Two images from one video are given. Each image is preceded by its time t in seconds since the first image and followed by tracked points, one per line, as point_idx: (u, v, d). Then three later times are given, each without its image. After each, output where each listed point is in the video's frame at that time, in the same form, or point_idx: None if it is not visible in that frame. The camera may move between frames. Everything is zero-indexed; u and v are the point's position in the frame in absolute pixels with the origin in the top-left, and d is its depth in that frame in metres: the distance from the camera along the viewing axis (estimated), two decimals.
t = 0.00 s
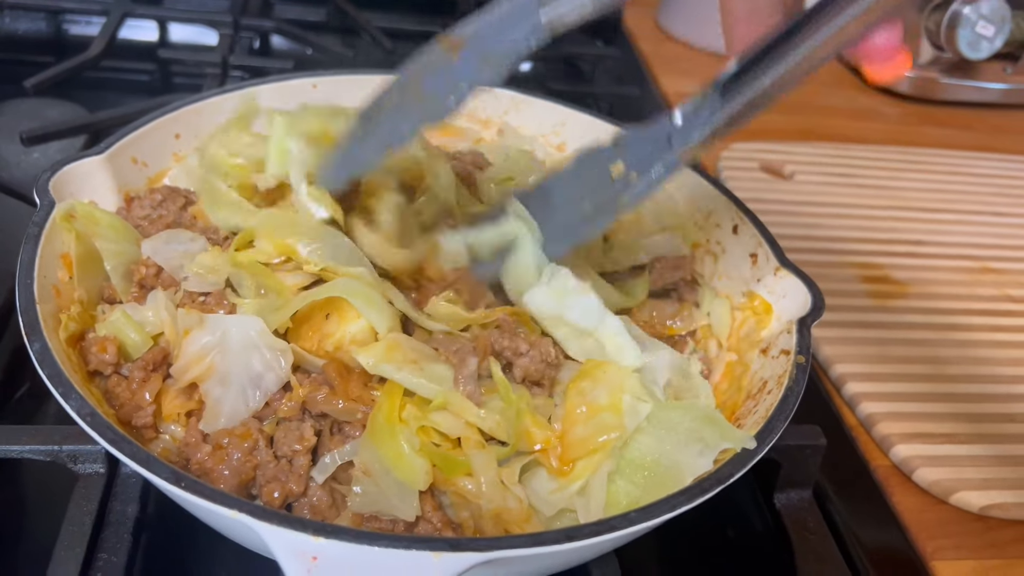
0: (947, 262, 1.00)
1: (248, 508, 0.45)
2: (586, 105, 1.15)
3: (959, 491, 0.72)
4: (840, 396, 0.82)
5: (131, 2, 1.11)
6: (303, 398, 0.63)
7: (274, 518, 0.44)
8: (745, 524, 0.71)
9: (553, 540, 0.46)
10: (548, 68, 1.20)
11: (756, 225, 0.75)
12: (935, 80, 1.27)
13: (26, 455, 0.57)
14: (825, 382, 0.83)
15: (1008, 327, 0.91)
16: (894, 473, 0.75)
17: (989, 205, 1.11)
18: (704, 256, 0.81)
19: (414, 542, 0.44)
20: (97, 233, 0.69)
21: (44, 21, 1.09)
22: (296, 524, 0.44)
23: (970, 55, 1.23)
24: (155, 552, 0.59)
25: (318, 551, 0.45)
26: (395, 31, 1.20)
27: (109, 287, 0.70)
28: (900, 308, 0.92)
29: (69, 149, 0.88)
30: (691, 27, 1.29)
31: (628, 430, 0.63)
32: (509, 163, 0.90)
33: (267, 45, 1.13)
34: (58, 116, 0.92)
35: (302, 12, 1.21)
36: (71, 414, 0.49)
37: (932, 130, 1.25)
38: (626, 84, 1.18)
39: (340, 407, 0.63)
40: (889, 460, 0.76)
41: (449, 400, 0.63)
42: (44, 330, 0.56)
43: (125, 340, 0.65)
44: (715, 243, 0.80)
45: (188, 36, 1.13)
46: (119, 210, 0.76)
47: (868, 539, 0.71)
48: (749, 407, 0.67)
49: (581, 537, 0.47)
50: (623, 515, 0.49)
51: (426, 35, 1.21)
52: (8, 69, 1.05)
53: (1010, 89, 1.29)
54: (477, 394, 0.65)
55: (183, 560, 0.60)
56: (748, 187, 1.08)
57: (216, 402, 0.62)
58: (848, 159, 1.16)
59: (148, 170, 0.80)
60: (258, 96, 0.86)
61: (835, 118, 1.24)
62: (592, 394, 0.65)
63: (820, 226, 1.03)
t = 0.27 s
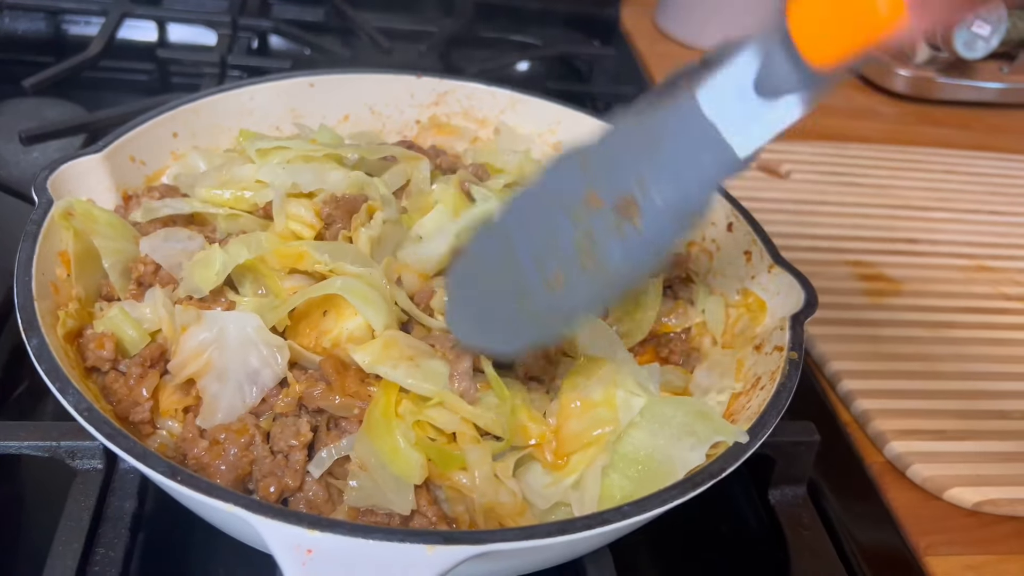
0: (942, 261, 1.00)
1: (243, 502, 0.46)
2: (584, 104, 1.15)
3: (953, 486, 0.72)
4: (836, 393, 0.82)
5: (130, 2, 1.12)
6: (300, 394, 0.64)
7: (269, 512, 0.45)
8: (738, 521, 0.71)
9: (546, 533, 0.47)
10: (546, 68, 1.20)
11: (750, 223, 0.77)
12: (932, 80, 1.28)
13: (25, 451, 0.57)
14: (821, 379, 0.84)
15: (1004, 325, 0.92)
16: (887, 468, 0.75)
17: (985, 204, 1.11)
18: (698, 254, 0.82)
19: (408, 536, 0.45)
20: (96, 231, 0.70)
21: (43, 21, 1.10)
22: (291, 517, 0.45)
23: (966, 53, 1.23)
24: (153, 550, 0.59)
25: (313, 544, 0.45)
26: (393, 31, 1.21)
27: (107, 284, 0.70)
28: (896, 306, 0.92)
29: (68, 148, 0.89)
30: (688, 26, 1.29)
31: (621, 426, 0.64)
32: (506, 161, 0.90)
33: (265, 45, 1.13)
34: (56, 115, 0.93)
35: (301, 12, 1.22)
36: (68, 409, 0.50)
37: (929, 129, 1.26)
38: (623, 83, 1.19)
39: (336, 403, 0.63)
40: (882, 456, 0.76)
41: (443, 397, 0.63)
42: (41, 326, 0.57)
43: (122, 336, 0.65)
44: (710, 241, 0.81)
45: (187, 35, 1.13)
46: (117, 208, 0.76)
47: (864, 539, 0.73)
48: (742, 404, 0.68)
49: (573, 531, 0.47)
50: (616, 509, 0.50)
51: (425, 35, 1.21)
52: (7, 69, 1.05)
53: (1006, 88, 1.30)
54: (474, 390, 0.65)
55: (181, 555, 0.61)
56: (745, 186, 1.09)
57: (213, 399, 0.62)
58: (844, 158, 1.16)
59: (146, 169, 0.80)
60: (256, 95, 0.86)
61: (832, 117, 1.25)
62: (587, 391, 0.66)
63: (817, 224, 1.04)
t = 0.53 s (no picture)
0: (942, 261, 1.00)
1: (243, 502, 0.46)
2: (584, 105, 1.15)
3: (952, 487, 0.72)
4: (835, 394, 0.82)
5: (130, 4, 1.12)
6: (286, 395, 0.63)
7: (270, 512, 0.45)
8: (739, 520, 0.71)
9: (545, 533, 0.47)
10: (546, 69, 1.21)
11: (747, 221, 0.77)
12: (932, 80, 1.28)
13: (25, 452, 0.57)
14: (821, 379, 0.84)
15: (1003, 325, 0.92)
16: (888, 469, 0.75)
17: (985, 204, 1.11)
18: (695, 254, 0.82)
19: (408, 535, 0.45)
20: (94, 231, 0.70)
21: (43, 23, 1.10)
22: (291, 517, 0.45)
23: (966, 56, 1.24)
24: (152, 552, 0.59)
25: (313, 543, 0.45)
26: (393, 32, 1.21)
27: (106, 285, 0.71)
28: (895, 306, 0.92)
29: (68, 149, 0.89)
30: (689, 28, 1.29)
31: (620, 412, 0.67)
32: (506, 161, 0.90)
33: (266, 46, 1.14)
34: (57, 117, 0.93)
35: (301, 14, 1.22)
36: (68, 409, 0.50)
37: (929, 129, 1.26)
38: (623, 84, 1.19)
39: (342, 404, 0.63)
40: (882, 456, 0.76)
41: (449, 372, 0.64)
42: (41, 327, 0.57)
43: (121, 336, 0.65)
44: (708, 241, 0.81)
45: (188, 37, 1.13)
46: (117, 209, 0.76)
47: (864, 539, 0.72)
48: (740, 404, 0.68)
49: (573, 531, 0.47)
50: (616, 509, 0.50)
51: (425, 36, 1.21)
52: (7, 70, 1.05)
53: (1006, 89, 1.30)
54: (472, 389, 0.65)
55: (181, 555, 0.61)
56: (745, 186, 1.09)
57: (207, 401, 0.62)
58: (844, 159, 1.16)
59: (145, 170, 0.81)
60: (256, 96, 0.86)
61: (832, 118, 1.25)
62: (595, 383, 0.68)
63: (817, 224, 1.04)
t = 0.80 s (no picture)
0: (940, 260, 1.00)
1: (241, 499, 0.46)
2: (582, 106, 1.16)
3: (949, 485, 0.72)
4: (833, 393, 0.82)
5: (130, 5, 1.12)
6: (298, 395, 0.64)
7: (268, 510, 0.45)
8: (736, 519, 0.71)
9: (541, 530, 0.47)
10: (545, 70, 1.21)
11: (744, 221, 0.77)
12: (930, 81, 1.28)
13: (25, 450, 0.58)
14: (818, 378, 0.84)
15: (1000, 324, 0.92)
16: (884, 468, 0.76)
17: (982, 204, 1.11)
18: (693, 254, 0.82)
19: (404, 533, 0.45)
20: (94, 231, 0.70)
21: (43, 24, 1.10)
22: (288, 515, 0.45)
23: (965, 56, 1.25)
24: (152, 550, 0.60)
25: (311, 541, 0.45)
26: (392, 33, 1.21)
27: (106, 284, 0.71)
28: (893, 305, 0.93)
29: (69, 149, 0.89)
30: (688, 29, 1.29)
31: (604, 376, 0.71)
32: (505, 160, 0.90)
33: (265, 48, 1.14)
34: (56, 118, 0.93)
35: (300, 16, 1.22)
36: (67, 407, 0.50)
37: (927, 130, 1.26)
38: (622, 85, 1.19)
39: (347, 407, 0.63)
40: (878, 455, 0.77)
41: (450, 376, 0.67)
42: (41, 326, 0.57)
43: (121, 336, 0.65)
44: (706, 240, 0.82)
45: (187, 38, 1.14)
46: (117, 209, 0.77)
47: (862, 539, 0.70)
48: (737, 401, 0.68)
49: (569, 527, 0.47)
50: (612, 505, 0.50)
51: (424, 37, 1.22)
52: (7, 72, 1.05)
53: (1003, 90, 1.30)
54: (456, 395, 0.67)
55: (180, 554, 0.61)
56: (743, 186, 1.09)
57: (209, 399, 0.62)
58: (842, 159, 1.16)
59: (145, 170, 0.81)
60: (255, 97, 0.86)
61: (830, 118, 1.25)
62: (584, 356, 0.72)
63: (815, 224, 1.04)
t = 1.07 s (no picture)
0: (934, 258, 1.01)
1: (235, 492, 0.46)
2: (579, 105, 1.16)
3: (941, 481, 0.73)
4: (826, 389, 0.83)
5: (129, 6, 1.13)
6: (293, 390, 0.64)
7: (262, 502, 0.46)
8: (730, 516, 0.72)
9: (533, 522, 0.48)
10: (542, 70, 1.21)
11: (737, 218, 0.78)
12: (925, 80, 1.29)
13: (22, 445, 0.58)
14: (811, 376, 0.84)
15: (993, 321, 0.93)
16: (876, 463, 0.76)
17: (977, 203, 1.12)
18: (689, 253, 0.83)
19: (397, 525, 0.46)
20: (91, 229, 0.71)
21: (43, 25, 1.11)
22: (283, 508, 0.46)
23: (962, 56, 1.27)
24: (150, 545, 0.60)
25: (304, 533, 0.46)
26: (390, 33, 1.22)
27: (104, 282, 0.71)
28: (887, 303, 0.93)
29: (68, 149, 0.90)
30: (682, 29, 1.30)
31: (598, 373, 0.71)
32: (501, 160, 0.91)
33: (263, 48, 1.15)
34: (55, 118, 0.94)
35: (299, 16, 1.23)
36: (64, 402, 0.51)
37: (923, 129, 1.27)
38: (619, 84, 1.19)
39: (341, 401, 0.63)
40: (872, 451, 0.77)
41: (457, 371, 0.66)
42: (39, 323, 0.58)
43: (118, 332, 0.66)
44: (700, 239, 0.83)
45: (186, 39, 1.14)
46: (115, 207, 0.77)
47: (857, 539, 0.72)
48: (728, 398, 0.69)
49: (561, 519, 0.48)
50: (604, 498, 0.51)
51: (421, 37, 1.22)
52: (7, 73, 1.06)
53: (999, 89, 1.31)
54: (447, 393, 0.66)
55: (177, 548, 0.61)
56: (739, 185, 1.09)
57: (205, 395, 0.63)
58: (837, 158, 1.17)
59: (142, 169, 0.81)
60: (251, 96, 0.87)
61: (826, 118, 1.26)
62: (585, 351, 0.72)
63: (810, 223, 1.04)
